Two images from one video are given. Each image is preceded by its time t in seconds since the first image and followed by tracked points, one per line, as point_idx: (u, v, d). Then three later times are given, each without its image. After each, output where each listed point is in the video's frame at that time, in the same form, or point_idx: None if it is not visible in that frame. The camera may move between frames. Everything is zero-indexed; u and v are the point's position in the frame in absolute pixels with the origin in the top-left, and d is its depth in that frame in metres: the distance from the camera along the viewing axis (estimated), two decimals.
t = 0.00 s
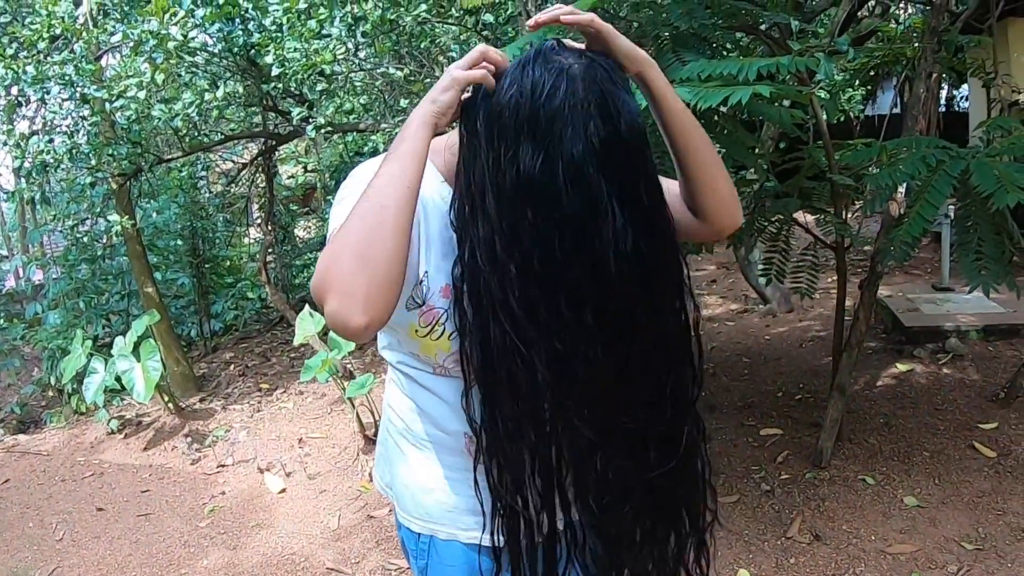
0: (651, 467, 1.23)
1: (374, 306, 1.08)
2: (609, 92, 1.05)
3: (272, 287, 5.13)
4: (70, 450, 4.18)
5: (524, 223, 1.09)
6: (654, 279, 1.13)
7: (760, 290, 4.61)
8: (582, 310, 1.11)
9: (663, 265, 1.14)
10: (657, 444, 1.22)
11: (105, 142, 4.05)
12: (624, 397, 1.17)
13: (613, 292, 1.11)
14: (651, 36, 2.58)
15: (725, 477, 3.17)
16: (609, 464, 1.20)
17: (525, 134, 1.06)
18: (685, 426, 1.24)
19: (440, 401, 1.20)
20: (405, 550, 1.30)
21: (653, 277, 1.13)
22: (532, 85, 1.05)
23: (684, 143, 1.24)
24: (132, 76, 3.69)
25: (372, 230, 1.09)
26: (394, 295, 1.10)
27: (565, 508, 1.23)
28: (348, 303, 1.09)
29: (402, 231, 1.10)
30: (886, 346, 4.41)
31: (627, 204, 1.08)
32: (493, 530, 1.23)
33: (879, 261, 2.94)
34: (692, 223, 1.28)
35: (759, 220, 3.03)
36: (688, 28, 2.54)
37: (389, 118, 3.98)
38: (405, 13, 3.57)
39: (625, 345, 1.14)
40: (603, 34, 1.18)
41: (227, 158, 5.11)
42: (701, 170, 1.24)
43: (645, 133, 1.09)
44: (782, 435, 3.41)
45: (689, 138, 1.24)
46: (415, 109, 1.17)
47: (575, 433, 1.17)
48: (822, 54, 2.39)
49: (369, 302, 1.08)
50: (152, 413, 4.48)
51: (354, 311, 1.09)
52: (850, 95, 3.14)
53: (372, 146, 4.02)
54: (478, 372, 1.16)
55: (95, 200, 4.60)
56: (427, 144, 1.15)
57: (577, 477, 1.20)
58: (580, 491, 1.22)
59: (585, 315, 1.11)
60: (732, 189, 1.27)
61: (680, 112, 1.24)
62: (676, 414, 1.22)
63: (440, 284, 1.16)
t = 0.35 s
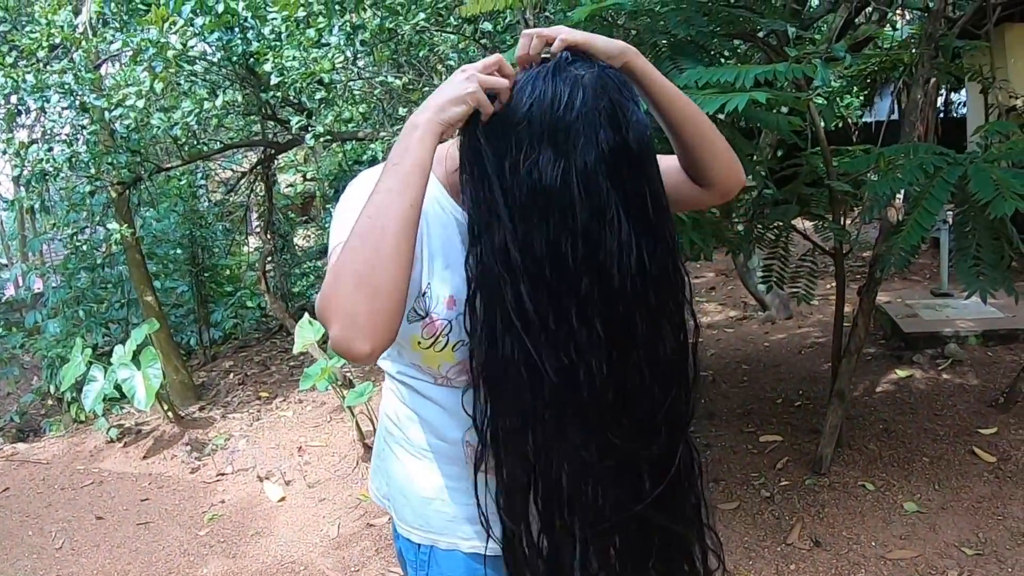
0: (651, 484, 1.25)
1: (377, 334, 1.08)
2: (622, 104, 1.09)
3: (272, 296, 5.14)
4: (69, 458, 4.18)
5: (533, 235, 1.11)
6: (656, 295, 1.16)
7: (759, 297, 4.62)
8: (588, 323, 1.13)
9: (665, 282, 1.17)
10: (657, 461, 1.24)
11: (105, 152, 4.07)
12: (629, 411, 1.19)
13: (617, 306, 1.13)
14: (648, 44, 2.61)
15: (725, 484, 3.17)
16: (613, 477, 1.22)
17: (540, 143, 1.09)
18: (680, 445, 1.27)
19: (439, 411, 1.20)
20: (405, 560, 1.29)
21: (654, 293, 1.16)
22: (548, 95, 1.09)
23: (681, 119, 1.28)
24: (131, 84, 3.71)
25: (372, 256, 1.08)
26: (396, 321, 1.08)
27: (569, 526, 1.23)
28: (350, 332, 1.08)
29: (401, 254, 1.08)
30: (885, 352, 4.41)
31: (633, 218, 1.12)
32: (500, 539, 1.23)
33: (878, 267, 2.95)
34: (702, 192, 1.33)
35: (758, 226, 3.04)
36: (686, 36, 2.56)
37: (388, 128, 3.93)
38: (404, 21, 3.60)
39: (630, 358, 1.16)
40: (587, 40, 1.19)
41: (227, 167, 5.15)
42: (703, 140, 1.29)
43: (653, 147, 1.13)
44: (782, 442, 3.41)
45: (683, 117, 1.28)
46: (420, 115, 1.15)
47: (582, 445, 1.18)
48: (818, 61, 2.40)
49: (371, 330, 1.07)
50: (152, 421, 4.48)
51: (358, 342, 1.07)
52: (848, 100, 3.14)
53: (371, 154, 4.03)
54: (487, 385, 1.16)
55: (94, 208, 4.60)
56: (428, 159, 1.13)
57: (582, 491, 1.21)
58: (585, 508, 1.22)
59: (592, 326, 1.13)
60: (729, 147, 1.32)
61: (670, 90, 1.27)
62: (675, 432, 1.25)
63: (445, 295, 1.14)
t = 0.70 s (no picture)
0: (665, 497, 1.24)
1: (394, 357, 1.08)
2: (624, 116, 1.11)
3: (270, 303, 5.14)
4: (68, 467, 4.18)
5: (549, 245, 1.09)
6: (665, 306, 1.16)
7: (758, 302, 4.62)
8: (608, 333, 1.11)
9: (672, 292, 1.17)
10: (672, 473, 1.24)
11: (104, 159, 4.08)
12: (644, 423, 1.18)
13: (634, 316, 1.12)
14: (647, 49, 2.60)
15: (725, 488, 3.17)
16: (629, 490, 1.20)
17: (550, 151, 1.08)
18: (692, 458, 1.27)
19: (442, 415, 1.21)
20: (404, 564, 1.31)
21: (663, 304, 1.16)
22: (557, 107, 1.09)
23: (686, 135, 1.27)
24: (130, 92, 3.72)
25: (397, 279, 1.05)
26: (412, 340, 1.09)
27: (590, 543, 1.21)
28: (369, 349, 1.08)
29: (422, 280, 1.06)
30: (883, 356, 4.41)
31: (642, 228, 1.12)
32: (500, 543, 1.24)
33: (876, 272, 2.96)
34: (699, 205, 1.35)
35: (756, 232, 3.04)
36: (683, 41, 2.57)
37: (386, 135, 3.95)
38: (402, 29, 3.61)
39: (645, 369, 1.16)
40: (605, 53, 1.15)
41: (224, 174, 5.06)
42: (707, 158, 1.29)
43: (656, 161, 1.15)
44: (781, 446, 3.41)
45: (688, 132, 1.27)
46: (440, 105, 1.06)
47: (600, 457, 1.17)
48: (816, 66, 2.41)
49: (391, 352, 1.08)
50: (151, 429, 4.47)
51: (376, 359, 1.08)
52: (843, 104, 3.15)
53: (369, 161, 4.04)
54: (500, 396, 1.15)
55: (92, 216, 4.60)
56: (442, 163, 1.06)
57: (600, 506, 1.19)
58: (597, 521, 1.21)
59: (611, 337, 1.12)
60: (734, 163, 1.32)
61: (678, 103, 1.25)
62: (686, 445, 1.25)
63: (451, 300, 1.15)
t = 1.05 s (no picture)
0: (674, 477, 1.26)
1: (389, 357, 1.08)
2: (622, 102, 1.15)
3: (270, 308, 5.14)
4: (68, 472, 4.17)
5: (555, 221, 1.11)
6: (672, 285, 1.18)
7: (758, 306, 4.62)
8: (612, 308, 1.14)
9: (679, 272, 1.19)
10: (682, 453, 1.25)
11: (103, 165, 4.08)
12: (652, 400, 1.20)
13: (638, 293, 1.15)
14: (647, 54, 2.60)
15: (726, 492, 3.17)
16: (637, 466, 1.22)
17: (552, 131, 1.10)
18: (703, 439, 1.28)
19: (447, 421, 1.18)
20: (410, 567, 1.31)
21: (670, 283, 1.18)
22: (557, 90, 1.13)
23: (691, 128, 1.28)
24: (129, 97, 3.73)
25: (384, 279, 1.08)
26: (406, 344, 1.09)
27: (599, 516, 1.23)
28: (362, 350, 1.08)
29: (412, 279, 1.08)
30: (882, 359, 4.42)
31: (647, 207, 1.15)
32: (508, 544, 1.23)
33: (876, 275, 2.96)
34: (705, 196, 1.36)
35: (755, 235, 3.04)
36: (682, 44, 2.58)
37: (386, 140, 3.97)
38: (402, 34, 3.64)
39: (653, 344, 1.18)
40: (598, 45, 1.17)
41: (224, 179, 5.13)
42: (707, 147, 1.30)
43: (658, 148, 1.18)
44: (781, 450, 3.41)
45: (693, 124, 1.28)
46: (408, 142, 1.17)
47: (606, 433, 1.19)
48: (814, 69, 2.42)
49: (385, 352, 1.07)
50: (151, 434, 4.47)
51: (369, 362, 1.08)
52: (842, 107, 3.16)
53: (368, 166, 4.05)
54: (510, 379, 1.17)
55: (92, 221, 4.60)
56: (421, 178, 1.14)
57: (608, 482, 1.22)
58: (609, 494, 1.22)
59: (617, 312, 1.14)
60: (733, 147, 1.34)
61: (678, 95, 1.25)
62: (697, 425, 1.27)
63: (452, 302, 1.13)
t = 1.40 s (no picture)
0: (668, 435, 1.24)
1: (350, 344, 1.10)
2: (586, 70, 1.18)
3: (272, 311, 5.14)
4: (70, 475, 4.18)
5: (530, 184, 1.13)
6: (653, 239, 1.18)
7: (759, 309, 4.62)
8: (593, 263, 1.14)
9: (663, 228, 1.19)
10: (675, 411, 1.24)
11: (105, 168, 4.09)
12: (637, 354, 1.19)
13: (620, 245, 1.15)
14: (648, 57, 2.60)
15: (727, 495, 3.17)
16: (628, 424, 1.21)
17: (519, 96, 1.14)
18: (696, 396, 1.26)
19: (438, 421, 1.19)
20: None
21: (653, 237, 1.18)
22: (521, 63, 1.16)
23: (667, 96, 1.27)
24: (131, 101, 3.74)
25: (352, 268, 1.09)
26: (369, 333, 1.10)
27: (594, 482, 1.21)
28: (323, 334, 1.10)
29: (378, 270, 1.10)
30: (884, 362, 4.41)
31: (621, 161, 1.15)
32: (506, 548, 1.22)
33: (877, 277, 2.96)
34: (700, 169, 1.33)
35: (756, 238, 3.04)
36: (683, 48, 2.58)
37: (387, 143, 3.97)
38: (403, 37, 3.57)
39: (635, 296, 1.17)
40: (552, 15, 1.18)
41: (226, 183, 5.13)
42: (690, 119, 1.29)
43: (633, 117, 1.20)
44: (784, 452, 3.41)
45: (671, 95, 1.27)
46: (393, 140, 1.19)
47: (593, 394, 1.18)
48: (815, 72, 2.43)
49: (346, 337, 1.09)
50: (153, 438, 4.47)
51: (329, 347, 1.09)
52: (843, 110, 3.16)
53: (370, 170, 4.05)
54: (496, 358, 1.15)
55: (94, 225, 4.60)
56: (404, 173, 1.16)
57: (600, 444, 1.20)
58: (601, 459, 1.21)
59: (597, 266, 1.14)
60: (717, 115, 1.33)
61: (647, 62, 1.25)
62: (689, 382, 1.25)
63: (437, 297, 1.14)
